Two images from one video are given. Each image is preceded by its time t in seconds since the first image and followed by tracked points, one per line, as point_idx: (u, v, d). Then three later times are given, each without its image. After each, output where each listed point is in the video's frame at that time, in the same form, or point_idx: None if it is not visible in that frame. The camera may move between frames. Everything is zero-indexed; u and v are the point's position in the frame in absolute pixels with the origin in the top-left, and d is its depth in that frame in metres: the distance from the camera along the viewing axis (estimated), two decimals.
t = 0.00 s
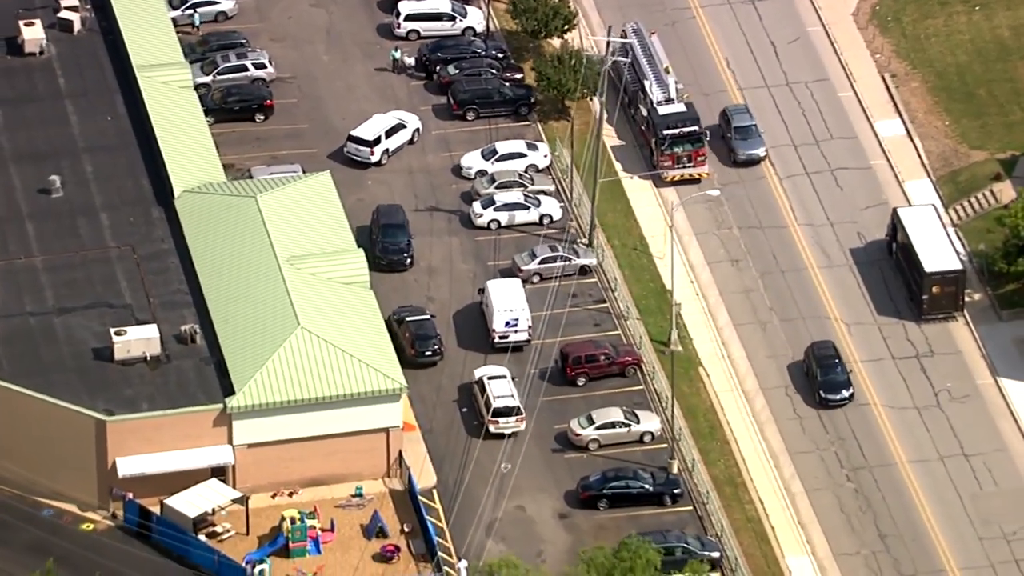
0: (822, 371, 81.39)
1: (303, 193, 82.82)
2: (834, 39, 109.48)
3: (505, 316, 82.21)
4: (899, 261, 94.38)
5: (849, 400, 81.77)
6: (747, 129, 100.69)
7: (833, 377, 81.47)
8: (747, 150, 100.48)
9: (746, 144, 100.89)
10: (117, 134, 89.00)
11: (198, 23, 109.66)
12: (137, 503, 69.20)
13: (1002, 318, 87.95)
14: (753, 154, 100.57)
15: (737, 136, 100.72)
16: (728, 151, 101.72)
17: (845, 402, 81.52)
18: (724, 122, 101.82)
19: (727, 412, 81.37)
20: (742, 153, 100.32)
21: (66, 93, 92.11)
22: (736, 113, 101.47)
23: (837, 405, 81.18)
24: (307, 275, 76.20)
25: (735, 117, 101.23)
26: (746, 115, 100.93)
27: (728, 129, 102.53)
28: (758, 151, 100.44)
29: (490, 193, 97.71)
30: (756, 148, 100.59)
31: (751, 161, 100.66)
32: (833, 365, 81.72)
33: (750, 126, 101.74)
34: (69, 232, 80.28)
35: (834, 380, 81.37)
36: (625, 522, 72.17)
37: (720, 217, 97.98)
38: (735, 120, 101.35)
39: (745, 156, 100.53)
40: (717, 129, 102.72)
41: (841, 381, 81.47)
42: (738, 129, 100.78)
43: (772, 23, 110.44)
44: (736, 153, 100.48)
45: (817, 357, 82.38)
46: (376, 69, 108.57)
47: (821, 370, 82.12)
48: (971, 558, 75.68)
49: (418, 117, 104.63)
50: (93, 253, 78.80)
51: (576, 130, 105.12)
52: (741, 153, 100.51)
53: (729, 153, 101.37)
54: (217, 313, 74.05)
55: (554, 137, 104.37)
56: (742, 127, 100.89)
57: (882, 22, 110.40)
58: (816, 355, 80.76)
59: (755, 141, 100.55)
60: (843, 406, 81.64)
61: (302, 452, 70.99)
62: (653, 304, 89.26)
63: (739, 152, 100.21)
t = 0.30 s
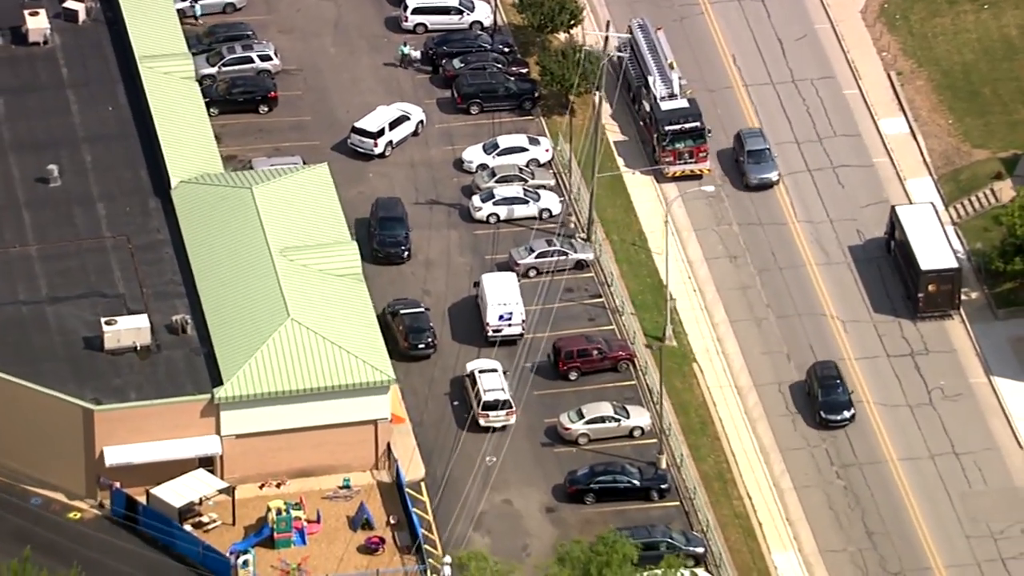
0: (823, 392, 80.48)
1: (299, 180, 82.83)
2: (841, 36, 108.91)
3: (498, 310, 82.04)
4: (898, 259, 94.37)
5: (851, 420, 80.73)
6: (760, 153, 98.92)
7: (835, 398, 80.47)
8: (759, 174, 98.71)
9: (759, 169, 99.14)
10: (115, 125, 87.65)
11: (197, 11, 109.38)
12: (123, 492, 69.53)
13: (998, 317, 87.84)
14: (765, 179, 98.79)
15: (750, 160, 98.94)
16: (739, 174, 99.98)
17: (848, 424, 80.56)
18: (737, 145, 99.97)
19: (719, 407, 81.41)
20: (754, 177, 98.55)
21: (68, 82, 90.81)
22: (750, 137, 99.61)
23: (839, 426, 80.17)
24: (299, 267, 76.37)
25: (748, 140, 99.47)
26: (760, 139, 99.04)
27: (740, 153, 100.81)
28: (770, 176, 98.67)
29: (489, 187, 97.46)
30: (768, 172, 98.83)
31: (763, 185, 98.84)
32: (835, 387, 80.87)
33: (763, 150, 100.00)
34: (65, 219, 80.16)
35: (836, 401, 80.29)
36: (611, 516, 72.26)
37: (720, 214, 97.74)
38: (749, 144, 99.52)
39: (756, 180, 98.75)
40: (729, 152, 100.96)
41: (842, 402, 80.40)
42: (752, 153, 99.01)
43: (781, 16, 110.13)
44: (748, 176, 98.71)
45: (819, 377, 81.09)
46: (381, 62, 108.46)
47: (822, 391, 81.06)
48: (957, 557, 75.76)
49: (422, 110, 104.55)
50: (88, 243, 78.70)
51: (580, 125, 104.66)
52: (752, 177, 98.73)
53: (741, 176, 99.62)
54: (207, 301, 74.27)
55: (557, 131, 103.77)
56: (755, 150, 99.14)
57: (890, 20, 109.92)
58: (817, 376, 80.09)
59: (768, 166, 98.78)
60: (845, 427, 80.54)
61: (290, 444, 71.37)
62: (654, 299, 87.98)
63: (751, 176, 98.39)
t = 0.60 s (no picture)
0: (817, 420, 79.63)
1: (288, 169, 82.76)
2: (842, 40, 108.13)
3: (486, 310, 81.38)
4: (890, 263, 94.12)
5: (845, 449, 80.09)
6: (764, 183, 96.48)
7: (829, 425, 79.73)
8: (762, 205, 96.35)
9: (763, 199, 96.74)
10: (109, 123, 86.75)
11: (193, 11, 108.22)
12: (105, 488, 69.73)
13: (987, 322, 87.67)
14: (768, 210, 96.42)
15: (754, 190, 96.61)
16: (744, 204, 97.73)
17: (842, 453, 79.94)
18: (742, 175, 97.58)
19: (705, 408, 81.80)
20: (757, 208, 96.21)
21: (64, 79, 89.88)
22: (755, 166, 97.18)
23: (833, 455, 79.53)
24: (285, 265, 76.22)
25: (752, 170, 97.18)
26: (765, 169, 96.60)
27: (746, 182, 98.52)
28: (774, 207, 96.26)
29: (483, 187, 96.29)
30: (772, 203, 96.43)
31: (766, 217, 96.49)
32: (829, 415, 79.96)
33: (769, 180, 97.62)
34: (54, 216, 79.85)
35: (830, 429, 79.61)
36: (592, 517, 72.43)
37: (714, 216, 97.40)
38: (754, 174, 97.11)
39: (759, 211, 96.39)
40: (735, 183, 98.71)
41: (836, 430, 79.68)
42: (756, 183, 96.67)
43: (782, 21, 109.37)
44: (750, 207, 96.41)
45: (813, 405, 80.47)
46: (381, 63, 107.70)
47: (816, 418, 80.25)
48: (937, 560, 76.49)
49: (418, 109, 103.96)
50: (77, 238, 78.53)
51: (576, 127, 104.51)
52: (755, 208, 96.39)
53: (745, 207, 97.31)
54: (191, 295, 74.43)
55: (552, 133, 103.42)
56: (759, 181, 96.75)
57: (891, 24, 108.88)
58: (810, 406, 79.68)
59: (772, 196, 96.44)
60: (839, 455, 79.88)
61: (273, 442, 71.66)
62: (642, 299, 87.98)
63: (753, 207, 96.07)
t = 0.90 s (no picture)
0: (810, 454, 78.55)
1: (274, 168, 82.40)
2: (843, 46, 107.22)
3: (473, 313, 80.86)
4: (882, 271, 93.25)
5: (838, 484, 78.83)
6: (766, 217, 94.03)
7: (822, 460, 78.55)
8: (763, 238, 93.90)
9: (764, 233, 94.34)
10: (100, 123, 85.66)
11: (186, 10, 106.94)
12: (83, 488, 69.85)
13: (978, 330, 87.14)
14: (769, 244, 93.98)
15: (755, 224, 94.21)
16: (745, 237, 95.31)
17: (835, 488, 78.75)
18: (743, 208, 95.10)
19: (691, 414, 81.83)
20: (758, 241, 93.79)
21: (58, 77, 88.73)
22: (757, 199, 94.74)
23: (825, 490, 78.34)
24: (269, 266, 75.97)
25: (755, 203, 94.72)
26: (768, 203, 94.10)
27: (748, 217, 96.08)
28: (775, 241, 93.84)
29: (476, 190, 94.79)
30: (773, 237, 93.98)
31: (767, 251, 94.07)
32: (821, 449, 78.82)
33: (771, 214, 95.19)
34: (41, 215, 79.20)
35: (822, 464, 78.37)
36: (572, 522, 72.25)
37: (708, 221, 96.76)
38: (756, 207, 94.65)
39: (760, 245, 93.96)
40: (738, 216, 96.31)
41: (829, 464, 78.46)
42: (757, 217, 94.22)
43: (785, 27, 108.51)
44: (751, 240, 94.02)
45: (806, 439, 79.29)
46: (380, 64, 106.88)
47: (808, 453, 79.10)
48: (919, 568, 76.31)
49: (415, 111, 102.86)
50: (63, 238, 77.92)
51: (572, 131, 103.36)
52: (756, 241, 93.97)
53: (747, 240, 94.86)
54: (174, 294, 74.19)
55: (548, 138, 102.41)
56: (761, 214, 94.30)
57: (894, 31, 107.84)
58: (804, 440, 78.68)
59: (774, 230, 94.00)
60: (833, 491, 78.70)
61: (253, 443, 71.59)
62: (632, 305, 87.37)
63: (755, 241, 93.62)
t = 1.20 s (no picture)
0: (805, 493, 76.84)
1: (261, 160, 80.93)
2: (851, 47, 104.24)
3: (460, 315, 79.23)
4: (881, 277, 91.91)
5: (835, 523, 77.07)
6: (772, 249, 87.76)
7: (818, 498, 76.82)
8: (768, 271, 87.47)
9: (769, 265, 87.95)
10: (87, 117, 84.38)
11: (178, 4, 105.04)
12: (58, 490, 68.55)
13: (977, 337, 85.55)
14: (774, 276, 87.54)
15: (760, 255, 88.00)
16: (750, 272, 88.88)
17: (831, 526, 76.96)
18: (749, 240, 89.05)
19: (681, 420, 80.82)
20: (762, 273, 87.34)
21: (46, 72, 87.33)
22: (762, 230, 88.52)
23: (821, 530, 76.60)
24: (251, 265, 74.46)
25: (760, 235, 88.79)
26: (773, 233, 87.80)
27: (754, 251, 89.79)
28: (781, 273, 87.39)
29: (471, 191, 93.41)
30: (779, 269, 87.56)
31: (773, 283, 87.48)
32: (818, 487, 77.05)
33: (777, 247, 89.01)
34: (22, 212, 77.64)
35: (819, 503, 76.65)
36: (554, 529, 71.14)
37: (706, 224, 95.13)
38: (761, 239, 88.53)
39: (766, 278, 87.53)
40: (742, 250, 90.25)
41: (825, 504, 76.73)
42: (763, 249, 88.13)
43: (791, 28, 105.55)
44: (756, 272, 87.52)
45: (803, 477, 77.51)
46: (378, 60, 104.76)
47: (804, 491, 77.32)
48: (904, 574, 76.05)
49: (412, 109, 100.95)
50: (44, 234, 76.48)
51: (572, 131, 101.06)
52: (761, 274, 87.50)
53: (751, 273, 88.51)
54: (152, 294, 72.83)
55: (547, 138, 100.23)
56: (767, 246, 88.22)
57: (903, 32, 104.78)
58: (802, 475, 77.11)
59: (779, 262, 87.63)
60: (830, 530, 76.97)
61: (230, 446, 70.25)
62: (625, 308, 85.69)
63: (758, 273, 87.12)
